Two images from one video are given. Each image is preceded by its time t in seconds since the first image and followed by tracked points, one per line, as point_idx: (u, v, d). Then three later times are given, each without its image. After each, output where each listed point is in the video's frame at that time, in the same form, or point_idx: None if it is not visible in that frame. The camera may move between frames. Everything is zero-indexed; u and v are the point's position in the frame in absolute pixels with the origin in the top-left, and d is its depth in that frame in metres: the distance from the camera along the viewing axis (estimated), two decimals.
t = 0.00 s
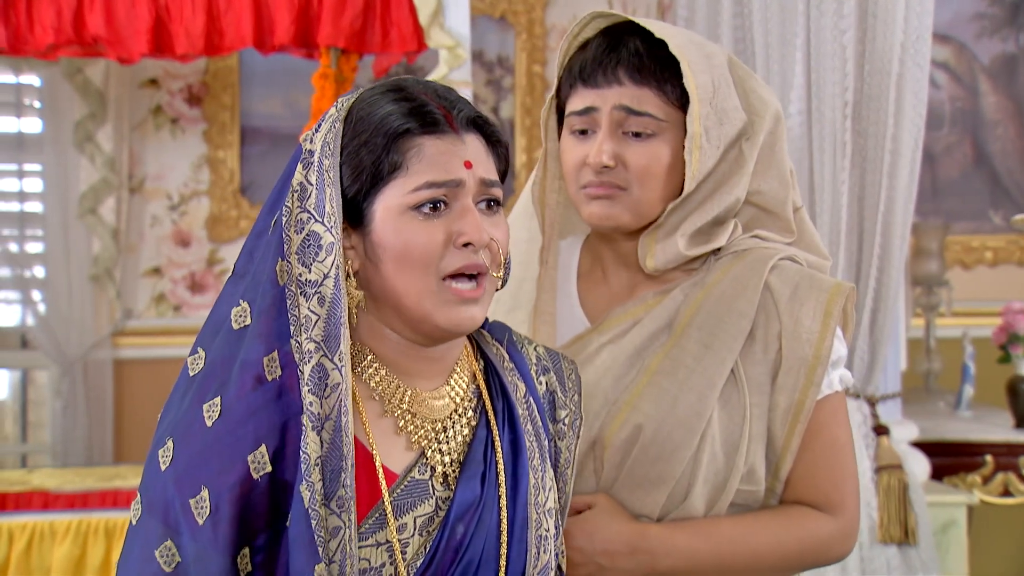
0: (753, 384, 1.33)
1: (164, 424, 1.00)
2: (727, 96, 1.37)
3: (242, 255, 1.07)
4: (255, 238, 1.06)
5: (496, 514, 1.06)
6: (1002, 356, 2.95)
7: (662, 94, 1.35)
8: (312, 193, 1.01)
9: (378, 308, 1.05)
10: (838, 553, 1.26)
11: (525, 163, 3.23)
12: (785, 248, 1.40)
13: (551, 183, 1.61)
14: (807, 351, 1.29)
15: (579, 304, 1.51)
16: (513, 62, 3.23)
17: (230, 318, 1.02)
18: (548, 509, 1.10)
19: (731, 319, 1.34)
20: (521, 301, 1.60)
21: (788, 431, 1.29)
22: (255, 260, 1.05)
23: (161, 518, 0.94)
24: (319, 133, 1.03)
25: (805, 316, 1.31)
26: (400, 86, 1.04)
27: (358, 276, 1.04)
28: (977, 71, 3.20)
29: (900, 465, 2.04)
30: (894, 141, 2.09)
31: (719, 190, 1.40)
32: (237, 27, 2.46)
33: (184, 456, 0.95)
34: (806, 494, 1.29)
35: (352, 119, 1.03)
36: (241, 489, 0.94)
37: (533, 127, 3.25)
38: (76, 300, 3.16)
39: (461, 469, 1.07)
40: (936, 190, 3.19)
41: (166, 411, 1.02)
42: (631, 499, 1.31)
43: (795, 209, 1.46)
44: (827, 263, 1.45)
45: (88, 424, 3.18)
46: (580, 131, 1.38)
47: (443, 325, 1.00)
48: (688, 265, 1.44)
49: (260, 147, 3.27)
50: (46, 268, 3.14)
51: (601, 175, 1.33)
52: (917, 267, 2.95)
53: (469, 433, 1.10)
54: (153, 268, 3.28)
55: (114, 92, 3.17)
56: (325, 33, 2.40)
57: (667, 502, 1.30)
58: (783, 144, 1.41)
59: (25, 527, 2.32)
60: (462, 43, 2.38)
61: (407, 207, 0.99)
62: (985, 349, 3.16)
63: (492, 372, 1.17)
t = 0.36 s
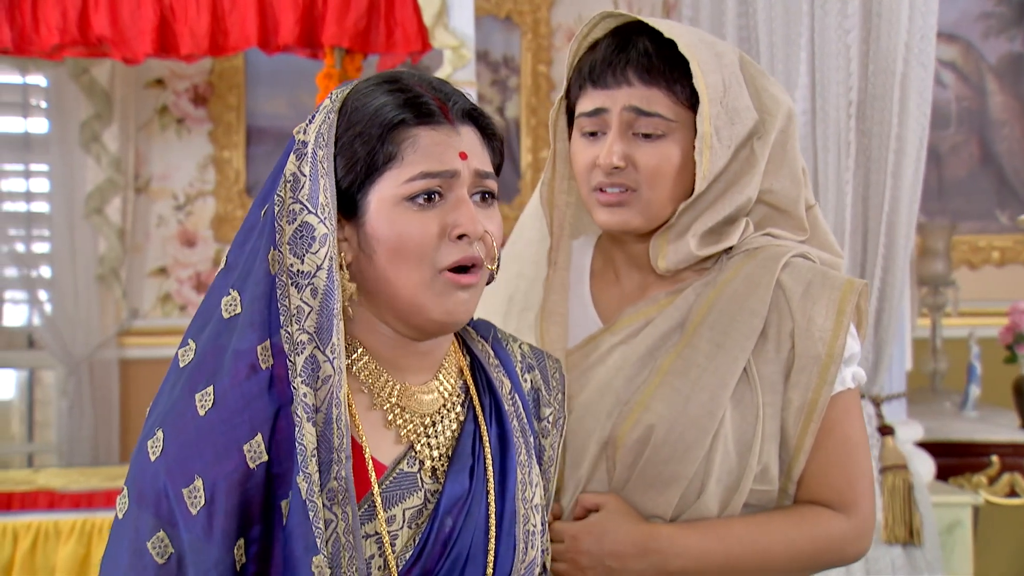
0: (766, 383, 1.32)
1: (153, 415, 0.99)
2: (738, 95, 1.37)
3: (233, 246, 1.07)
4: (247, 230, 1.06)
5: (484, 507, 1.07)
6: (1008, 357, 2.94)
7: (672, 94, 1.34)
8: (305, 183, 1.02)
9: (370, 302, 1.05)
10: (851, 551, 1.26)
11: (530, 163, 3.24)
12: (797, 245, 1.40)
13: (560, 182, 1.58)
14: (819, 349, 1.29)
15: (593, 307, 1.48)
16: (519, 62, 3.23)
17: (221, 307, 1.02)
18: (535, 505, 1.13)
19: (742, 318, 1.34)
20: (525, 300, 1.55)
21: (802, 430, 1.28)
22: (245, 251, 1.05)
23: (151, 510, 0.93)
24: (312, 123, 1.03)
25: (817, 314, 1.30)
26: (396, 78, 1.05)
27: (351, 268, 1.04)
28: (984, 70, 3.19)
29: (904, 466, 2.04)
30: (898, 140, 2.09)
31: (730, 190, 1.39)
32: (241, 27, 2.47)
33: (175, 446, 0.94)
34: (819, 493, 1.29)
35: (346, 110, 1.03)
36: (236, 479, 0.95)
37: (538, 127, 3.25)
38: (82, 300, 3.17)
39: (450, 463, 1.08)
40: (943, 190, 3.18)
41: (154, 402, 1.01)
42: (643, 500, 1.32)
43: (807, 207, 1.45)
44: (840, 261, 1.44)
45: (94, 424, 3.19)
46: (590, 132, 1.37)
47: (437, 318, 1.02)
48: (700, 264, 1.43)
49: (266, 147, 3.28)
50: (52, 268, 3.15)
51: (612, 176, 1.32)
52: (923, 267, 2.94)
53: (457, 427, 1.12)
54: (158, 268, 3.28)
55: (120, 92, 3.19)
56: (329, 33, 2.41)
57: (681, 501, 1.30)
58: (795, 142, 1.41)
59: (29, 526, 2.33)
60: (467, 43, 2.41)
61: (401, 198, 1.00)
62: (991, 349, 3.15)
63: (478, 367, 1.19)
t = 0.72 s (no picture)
0: (775, 382, 1.32)
1: (134, 415, 0.99)
2: (742, 94, 1.37)
3: (217, 245, 1.08)
4: (231, 229, 1.07)
5: (467, 512, 1.07)
6: (1010, 357, 2.94)
7: (675, 95, 1.33)
8: (291, 181, 1.01)
9: (355, 300, 1.05)
10: (864, 549, 1.26)
11: (532, 163, 3.23)
12: (804, 241, 1.39)
13: (561, 186, 1.56)
14: (828, 347, 1.28)
15: (601, 307, 1.47)
16: (521, 62, 3.23)
17: (206, 306, 1.02)
18: (514, 509, 1.13)
19: (749, 317, 1.34)
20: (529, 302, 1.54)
21: (812, 429, 1.28)
22: (229, 250, 1.05)
23: (134, 512, 0.92)
24: (299, 121, 1.03)
25: (825, 312, 1.30)
26: (383, 76, 1.05)
27: (337, 267, 1.05)
28: (986, 70, 3.19)
29: (905, 466, 2.08)
30: (898, 140, 2.09)
31: (735, 190, 1.39)
32: (242, 28, 2.47)
33: (159, 446, 0.94)
34: (832, 492, 1.28)
35: (333, 108, 1.03)
36: (221, 479, 0.94)
37: (540, 127, 3.25)
38: (84, 300, 3.18)
39: (432, 467, 1.08)
40: (945, 190, 3.18)
41: (135, 400, 1.01)
42: (654, 503, 1.31)
43: (813, 204, 1.45)
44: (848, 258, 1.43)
45: (96, 424, 3.19)
46: (594, 135, 1.36)
47: (421, 319, 1.01)
48: (706, 264, 1.42)
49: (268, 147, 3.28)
50: (54, 268, 3.16)
51: (616, 179, 1.31)
52: (924, 267, 2.96)
53: (439, 430, 1.12)
54: (160, 269, 3.28)
55: (122, 92, 3.20)
56: (329, 33, 2.41)
57: (693, 502, 1.30)
58: (799, 140, 1.41)
59: (29, 527, 2.33)
60: (467, 43, 2.48)
61: (388, 196, 1.00)
62: (993, 349, 3.14)
63: (459, 369, 1.20)
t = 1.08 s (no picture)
0: (783, 375, 1.30)
1: (102, 411, 0.96)
2: (746, 92, 1.34)
3: (187, 239, 1.05)
4: (200, 224, 1.04)
5: (443, 504, 1.08)
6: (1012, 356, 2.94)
7: (679, 101, 1.30)
8: (264, 175, 1.00)
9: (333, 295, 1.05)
10: (882, 540, 1.23)
11: (534, 162, 3.23)
12: (810, 235, 1.37)
13: (560, 188, 1.51)
14: (836, 338, 1.27)
15: (606, 301, 1.45)
16: (523, 62, 3.23)
17: (173, 299, 1.00)
18: (489, 503, 1.15)
19: (755, 311, 1.32)
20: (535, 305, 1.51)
21: (821, 423, 1.26)
22: (198, 243, 1.02)
23: (105, 508, 0.90)
24: (272, 115, 1.02)
25: (832, 303, 1.28)
26: (357, 72, 1.05)
27: (313, 263, 1.04)
28: (989, 70, 3.18)
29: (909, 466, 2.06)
30: (899, 140, 2.08)
31: (739, 187, 1.36)
32: (243, 27, 2.47)
33: (129, 440, 0.91)
34: (846, 484, 1.26)
35: (306, 103, 1.03)
36: (195, 473, 0.93)
37: (542, 127, 3.25)
38: (86, 301, 3.20)
39: (408, 459, 1.09)
40: (947, 189, 3.17)
41: (103, 398, 0.98)
42: (664, 499, 1.30)
43: (819, 198, 1.43)
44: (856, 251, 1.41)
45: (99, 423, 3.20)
46: (598, 142, 1.34)
47: (399, 314, 1.01)
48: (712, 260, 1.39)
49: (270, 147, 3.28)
50: (56, 268, 3.18)
51: (621, 187, 1.29)
52: (926, 266, 2.97)
53: (414, 423, 1.13)
54: (162, 268, 3.27)
55: (124, 93, 3.20)
56: (331, 33, 2.40)
57: (701, 497, 1.29)
58: (804, 136, 1.38)
59: (31, 526, 2.34)
60: (467, 42, 2.57)
61: (362, 191, 0.99)
62: (995, 349, 3.13)
63: (431, 364, 1.21)
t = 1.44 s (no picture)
0: (793, 369, 1.30)
1: (78, 405, 1.00)
2: (755, 92, 1.34)
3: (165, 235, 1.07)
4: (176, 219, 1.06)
5: (428, 492, 1.09)
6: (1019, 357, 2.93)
7: (688, 107, 1.31)
8: (241, 172, 1.01)
9: (313, 290, 1.05)
10: (894, 537, 1.25)
11: (542, 163, 3.24)
12: (821, 231, 1.37)
13: (566, 191, 1.52)
14: (848, 332, 1.27)
15: (617, 296, 1.46)
16: (531, 62, 3.24)
17: (145, 294, 1.02)
18: (476, 492, 1.16)
19: (765, 306, 1.32)
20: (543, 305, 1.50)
21: (834, 417, 1.27)
22: (173, 237, 1.04)
23: (77, 501, 0.95)
24: (248, 112, 1.03)
25: (843, 297, 1.28)
26: (334, 67, 1.06)
27: (292, 259, 1.05)
28: (998, 69, 3.17)
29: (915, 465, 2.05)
30: (905, 141, 2.09)
31: (749, 186, 1.36)
32: (252, 28, 2.49)
33: (100, 434, 0.96)
34: (857, 479, 1.27)
35: (282, 99, 1.03)
36: (164, 467, 0.96)
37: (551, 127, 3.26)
38: (98, 301, 3.22)
39: (393, 446, 1.10)
40: (956, 189, 3.17)
41: (81, 392, 1.02)
42: (674, 493, 1.31)
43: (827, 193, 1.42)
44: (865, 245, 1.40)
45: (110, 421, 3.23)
46: (608, 149, 1.34)
47: (380, 307, 1.02)
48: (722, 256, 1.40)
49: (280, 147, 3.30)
50: (68, 268, 3.20)
51: (633, 195, 1.30)
52: (934, 267, 2.97)
53: (399, 411, 1.14)
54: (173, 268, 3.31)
55: (135, 94, 3.24)
56: (339, 34, 2.42)
57: (712, 490, 1.30)
58: (813, 133, 1.38)
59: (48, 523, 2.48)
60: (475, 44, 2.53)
61: (338, 189, 1.00)
62: (1003, 349, 3.12)
63: (415, 355, 1.22)
